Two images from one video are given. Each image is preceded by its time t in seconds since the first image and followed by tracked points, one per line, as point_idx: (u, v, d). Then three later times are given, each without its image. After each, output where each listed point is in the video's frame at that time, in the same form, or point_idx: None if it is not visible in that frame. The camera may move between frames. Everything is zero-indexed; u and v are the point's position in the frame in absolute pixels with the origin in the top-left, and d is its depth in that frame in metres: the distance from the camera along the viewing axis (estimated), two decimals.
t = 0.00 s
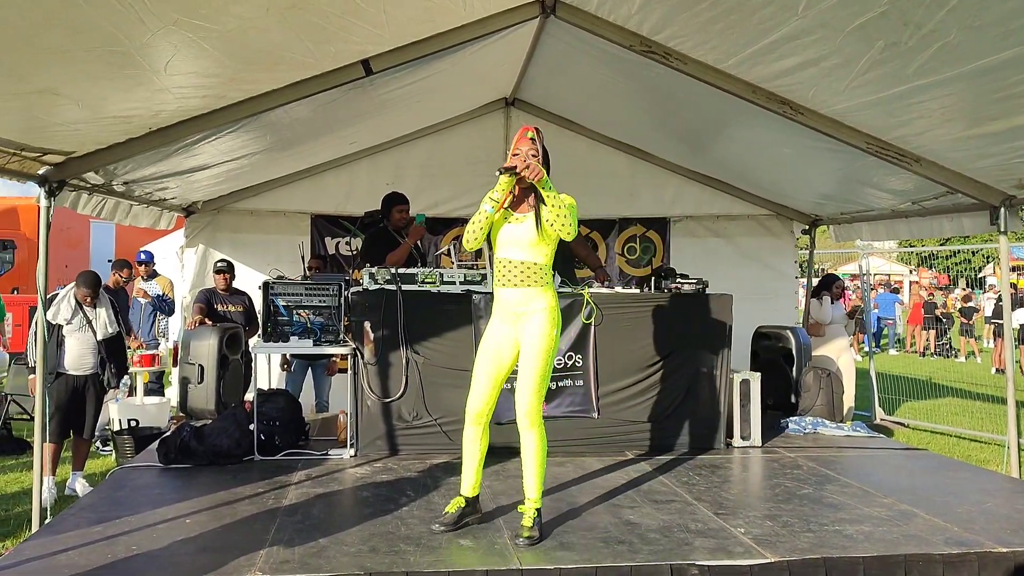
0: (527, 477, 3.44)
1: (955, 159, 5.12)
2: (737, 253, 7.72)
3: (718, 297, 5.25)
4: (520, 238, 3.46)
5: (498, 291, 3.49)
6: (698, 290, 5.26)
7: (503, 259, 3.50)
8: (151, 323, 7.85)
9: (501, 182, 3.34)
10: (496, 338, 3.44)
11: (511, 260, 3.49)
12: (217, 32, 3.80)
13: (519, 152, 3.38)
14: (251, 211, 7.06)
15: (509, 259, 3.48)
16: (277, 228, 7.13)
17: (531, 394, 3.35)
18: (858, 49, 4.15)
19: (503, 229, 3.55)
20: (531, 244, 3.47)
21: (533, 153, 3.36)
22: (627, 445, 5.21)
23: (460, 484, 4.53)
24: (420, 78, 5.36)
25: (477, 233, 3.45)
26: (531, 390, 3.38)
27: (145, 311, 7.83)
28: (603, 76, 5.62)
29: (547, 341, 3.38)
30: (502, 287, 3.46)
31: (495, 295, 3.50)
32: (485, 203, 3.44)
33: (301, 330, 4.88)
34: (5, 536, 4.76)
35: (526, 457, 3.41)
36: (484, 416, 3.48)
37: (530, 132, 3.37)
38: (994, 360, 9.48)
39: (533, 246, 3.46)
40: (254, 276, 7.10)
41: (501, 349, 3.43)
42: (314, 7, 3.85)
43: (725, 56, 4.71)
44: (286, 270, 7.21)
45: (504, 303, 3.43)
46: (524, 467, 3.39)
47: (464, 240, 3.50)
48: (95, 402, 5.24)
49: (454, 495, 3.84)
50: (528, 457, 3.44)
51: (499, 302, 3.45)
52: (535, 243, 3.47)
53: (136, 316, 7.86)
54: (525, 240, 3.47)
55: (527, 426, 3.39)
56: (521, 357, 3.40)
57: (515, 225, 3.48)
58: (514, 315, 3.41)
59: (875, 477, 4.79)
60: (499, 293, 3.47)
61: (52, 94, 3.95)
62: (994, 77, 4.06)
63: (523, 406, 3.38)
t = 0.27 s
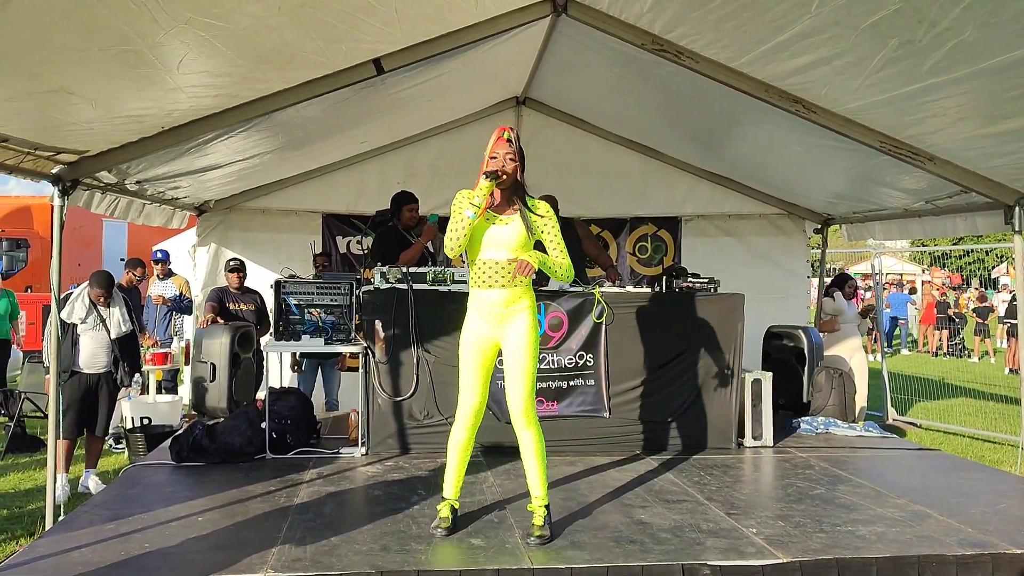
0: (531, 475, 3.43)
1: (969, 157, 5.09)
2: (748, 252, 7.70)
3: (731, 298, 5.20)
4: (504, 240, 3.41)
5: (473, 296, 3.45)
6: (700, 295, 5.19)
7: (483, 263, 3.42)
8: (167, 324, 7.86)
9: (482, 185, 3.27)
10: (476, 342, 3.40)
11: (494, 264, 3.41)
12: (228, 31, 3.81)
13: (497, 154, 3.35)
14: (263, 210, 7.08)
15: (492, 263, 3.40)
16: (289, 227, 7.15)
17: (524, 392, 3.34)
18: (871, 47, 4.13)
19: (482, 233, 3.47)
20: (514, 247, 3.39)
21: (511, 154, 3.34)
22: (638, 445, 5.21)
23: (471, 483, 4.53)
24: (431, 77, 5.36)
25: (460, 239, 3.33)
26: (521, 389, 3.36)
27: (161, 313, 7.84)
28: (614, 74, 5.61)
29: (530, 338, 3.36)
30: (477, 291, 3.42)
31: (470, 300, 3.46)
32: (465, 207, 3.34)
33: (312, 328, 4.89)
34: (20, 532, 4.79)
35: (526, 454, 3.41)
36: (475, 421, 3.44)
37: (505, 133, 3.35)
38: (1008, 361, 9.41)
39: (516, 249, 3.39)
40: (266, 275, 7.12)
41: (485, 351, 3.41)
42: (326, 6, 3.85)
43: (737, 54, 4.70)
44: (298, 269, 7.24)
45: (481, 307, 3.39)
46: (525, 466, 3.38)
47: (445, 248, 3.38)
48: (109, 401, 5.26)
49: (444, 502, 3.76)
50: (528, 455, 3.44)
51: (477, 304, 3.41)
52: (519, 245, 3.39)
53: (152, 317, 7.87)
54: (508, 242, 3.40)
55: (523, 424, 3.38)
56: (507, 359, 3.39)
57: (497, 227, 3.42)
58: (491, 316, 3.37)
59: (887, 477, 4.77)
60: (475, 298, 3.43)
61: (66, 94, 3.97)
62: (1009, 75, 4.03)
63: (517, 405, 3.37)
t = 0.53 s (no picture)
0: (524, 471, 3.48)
1: (976, 156, 5.07)
2: (754, 251, 7.69)
3: (736, 297, 5.21)
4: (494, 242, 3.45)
5: (457, 295, 3.46)
6: (700, 296, 5.18)
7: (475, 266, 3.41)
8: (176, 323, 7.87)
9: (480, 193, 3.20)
10: (465, 339, 3.44)
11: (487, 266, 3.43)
12: (235, 30, 3.81)
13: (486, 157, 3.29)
14: (269, 208, 7.09)
15: (486, 266, 3.41)
16: (295, 225, 7.15)
17: (515, 385, 3.40)
18: (879, 46, 4.12)
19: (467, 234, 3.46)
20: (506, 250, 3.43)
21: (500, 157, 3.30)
22: (645, 444, 5.20)
23: (477, 482, 4.53)
24: (438, 75, 5.36)
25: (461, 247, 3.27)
26: (512, 384, 3.42)
27: (171, 312, 7.84)
28: (620, 73, 5.61)
29: (516, 333, 3.44)
30: (464, 291, 3.43)
31: (455, 299, 3.48)
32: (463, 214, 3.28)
33: (318, 327, 4.87)
34: (28, 530, 4.80)
35: (517, 448, 3.44)
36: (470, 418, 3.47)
37: (496, 135, 3.25)
38: (1015, 360, 9.38)
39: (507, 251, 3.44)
40: (272, 274, 7.13)
41: (474, 348, 3.45)
42: (334, 5, 3.86)
43: (744, 52, 4.69)
44: (303, 267, 7.24)
45: (468, 305, 3.42)
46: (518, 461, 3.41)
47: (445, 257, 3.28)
48: (116, 398, 5.27)
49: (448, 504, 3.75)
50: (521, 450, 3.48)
51: (463, 303, 3.43)
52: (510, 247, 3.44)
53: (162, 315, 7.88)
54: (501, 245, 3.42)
55: (516, 417, 3.43)
56: (496, 355, 3.45)
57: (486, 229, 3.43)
58: (479, 314, 3.40)
59: (894, 477, 4.76)
60: (461, 298, 3.44)
61: (74, 92, 3.98)
62: (1018, 73, 4.02)
63: (509, 399, 3.42)
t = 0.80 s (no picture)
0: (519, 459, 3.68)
1: (977, 155, 5.07)
2: (754, 250, 7.68)
3: (736, 296, 5.22)
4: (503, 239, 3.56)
5: (465, 292, 3.49)
6: (697, 299, 5.17)
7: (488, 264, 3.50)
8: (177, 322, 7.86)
9: (504, 191, 3.31)
10: (472, 335, 3.48)
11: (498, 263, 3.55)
12: (234, 28, 3.81)
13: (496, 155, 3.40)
14: (269, 207, 7.08)
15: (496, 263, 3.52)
16: (294, 224, 7.15)
17: (519, 380, 3.61)
18: (880, 44, 4.11)
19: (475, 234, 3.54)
20: (512, 246, 3.58)
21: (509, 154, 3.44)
22: (644, 443, 5.19)
23: (476, 480, 4.53)
24: (438, 74, 5.35)
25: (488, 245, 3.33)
26: (512, 377, 3.61)
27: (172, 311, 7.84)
28: (621, 71, 5.60)
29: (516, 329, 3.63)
30: (475, 289, 3.47)
31: (461, 296, 3.49)
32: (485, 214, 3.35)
33: (318, 325, 4.88)
34: (27, 528, 4.80)
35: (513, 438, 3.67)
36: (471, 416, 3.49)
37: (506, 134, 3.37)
38: (1015, 360, 9.38)
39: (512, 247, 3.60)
40: (271, 273, 7.13)
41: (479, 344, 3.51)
42: (335, 3, 3.85)
43: (744, 51, 4.69)
44: (303, 266, 7.23)
45: (478, 303, 3.47)
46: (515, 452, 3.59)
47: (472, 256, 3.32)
48: (116, 396, 5.26)
49: (448, 504, 3.76)
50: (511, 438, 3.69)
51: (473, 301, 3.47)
52: (514, 243, 3.60)
53: (163, 315, 7.87)
54: (508, 241, 3.56)
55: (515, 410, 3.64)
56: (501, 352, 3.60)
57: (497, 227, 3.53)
58: (487, 312, 3.49)
59: (893, 476, 4.76)
60: (471, 295, 3.47)
61: (73, 90, 3.97)
62: (1018, 72, 4.01)
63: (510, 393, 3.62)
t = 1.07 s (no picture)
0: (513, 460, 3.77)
1: (970, 155, 5.08)
2: (749, 249, 7.69)
3: (731, 294, 5.18)
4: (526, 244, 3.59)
5: (493, 293, 3.45)
6: (698, 295, 5.18)
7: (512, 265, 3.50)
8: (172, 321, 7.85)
9: (529, 192, 3.32)
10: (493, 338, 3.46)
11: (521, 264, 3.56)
12: (228, 26, 3.80)
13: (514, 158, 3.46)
14: (263, 206, 7.06)
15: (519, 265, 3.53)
16: (289, 223, 7.14)
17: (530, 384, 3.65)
18: (873, 44, 4.12)
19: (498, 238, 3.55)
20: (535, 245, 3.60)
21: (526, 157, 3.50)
22: (639, 441, 5.19)
23: (471, 479, 4.52)
24: (433, 72, 5.35)
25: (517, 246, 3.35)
26: (522, 382, 3.64)
27: (167, 310, 7.83)
28: (615, 70, 5.60)
29: (530, 338, 3.66)
30: (503, 295, 3.45)
31: (487, 297, 3.46)
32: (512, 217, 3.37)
33: (312, 325, 4.86)
34: (18, 527, 4.80)
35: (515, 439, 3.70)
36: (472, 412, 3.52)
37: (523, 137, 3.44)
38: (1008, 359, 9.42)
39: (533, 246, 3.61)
40: (266, 272, 7.12)
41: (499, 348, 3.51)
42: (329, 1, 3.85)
43: (739, 50, 4.69)
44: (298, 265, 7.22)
45: (503, 305, 3.46)
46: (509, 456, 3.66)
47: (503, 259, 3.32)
48: (108, 396, 5.27)
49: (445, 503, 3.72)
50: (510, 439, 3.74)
51: (499, 302, 3.45)
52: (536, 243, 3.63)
53: (156, 313, 7.84)
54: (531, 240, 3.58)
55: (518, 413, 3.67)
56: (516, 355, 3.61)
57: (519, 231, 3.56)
58: (510, 314, 3.49)
59: (887, 474, 4.77)
60: (499, 299, 3.44)
61: (67, 88, 3.96)
62: (1011, 72, 4.02)
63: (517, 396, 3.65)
